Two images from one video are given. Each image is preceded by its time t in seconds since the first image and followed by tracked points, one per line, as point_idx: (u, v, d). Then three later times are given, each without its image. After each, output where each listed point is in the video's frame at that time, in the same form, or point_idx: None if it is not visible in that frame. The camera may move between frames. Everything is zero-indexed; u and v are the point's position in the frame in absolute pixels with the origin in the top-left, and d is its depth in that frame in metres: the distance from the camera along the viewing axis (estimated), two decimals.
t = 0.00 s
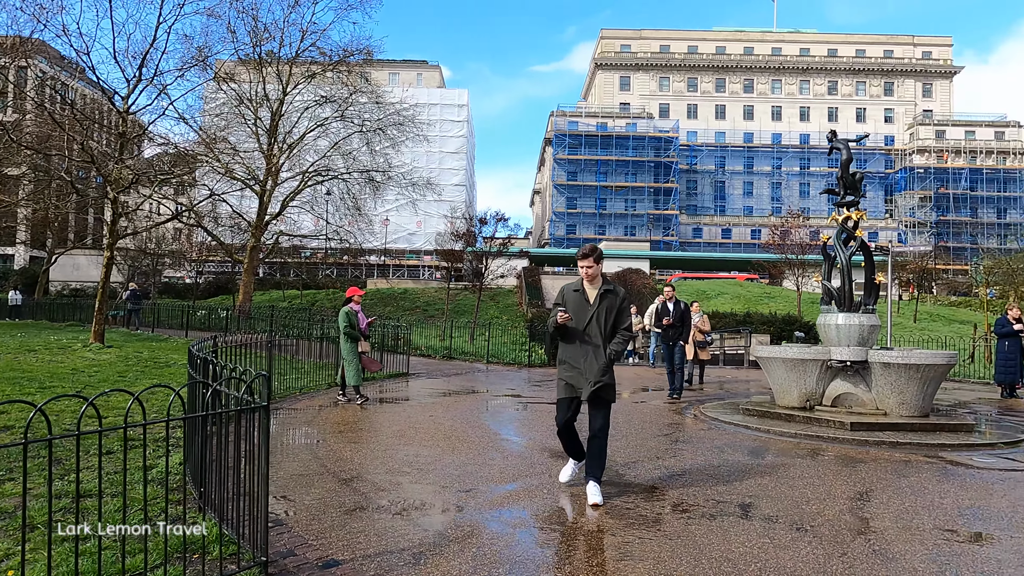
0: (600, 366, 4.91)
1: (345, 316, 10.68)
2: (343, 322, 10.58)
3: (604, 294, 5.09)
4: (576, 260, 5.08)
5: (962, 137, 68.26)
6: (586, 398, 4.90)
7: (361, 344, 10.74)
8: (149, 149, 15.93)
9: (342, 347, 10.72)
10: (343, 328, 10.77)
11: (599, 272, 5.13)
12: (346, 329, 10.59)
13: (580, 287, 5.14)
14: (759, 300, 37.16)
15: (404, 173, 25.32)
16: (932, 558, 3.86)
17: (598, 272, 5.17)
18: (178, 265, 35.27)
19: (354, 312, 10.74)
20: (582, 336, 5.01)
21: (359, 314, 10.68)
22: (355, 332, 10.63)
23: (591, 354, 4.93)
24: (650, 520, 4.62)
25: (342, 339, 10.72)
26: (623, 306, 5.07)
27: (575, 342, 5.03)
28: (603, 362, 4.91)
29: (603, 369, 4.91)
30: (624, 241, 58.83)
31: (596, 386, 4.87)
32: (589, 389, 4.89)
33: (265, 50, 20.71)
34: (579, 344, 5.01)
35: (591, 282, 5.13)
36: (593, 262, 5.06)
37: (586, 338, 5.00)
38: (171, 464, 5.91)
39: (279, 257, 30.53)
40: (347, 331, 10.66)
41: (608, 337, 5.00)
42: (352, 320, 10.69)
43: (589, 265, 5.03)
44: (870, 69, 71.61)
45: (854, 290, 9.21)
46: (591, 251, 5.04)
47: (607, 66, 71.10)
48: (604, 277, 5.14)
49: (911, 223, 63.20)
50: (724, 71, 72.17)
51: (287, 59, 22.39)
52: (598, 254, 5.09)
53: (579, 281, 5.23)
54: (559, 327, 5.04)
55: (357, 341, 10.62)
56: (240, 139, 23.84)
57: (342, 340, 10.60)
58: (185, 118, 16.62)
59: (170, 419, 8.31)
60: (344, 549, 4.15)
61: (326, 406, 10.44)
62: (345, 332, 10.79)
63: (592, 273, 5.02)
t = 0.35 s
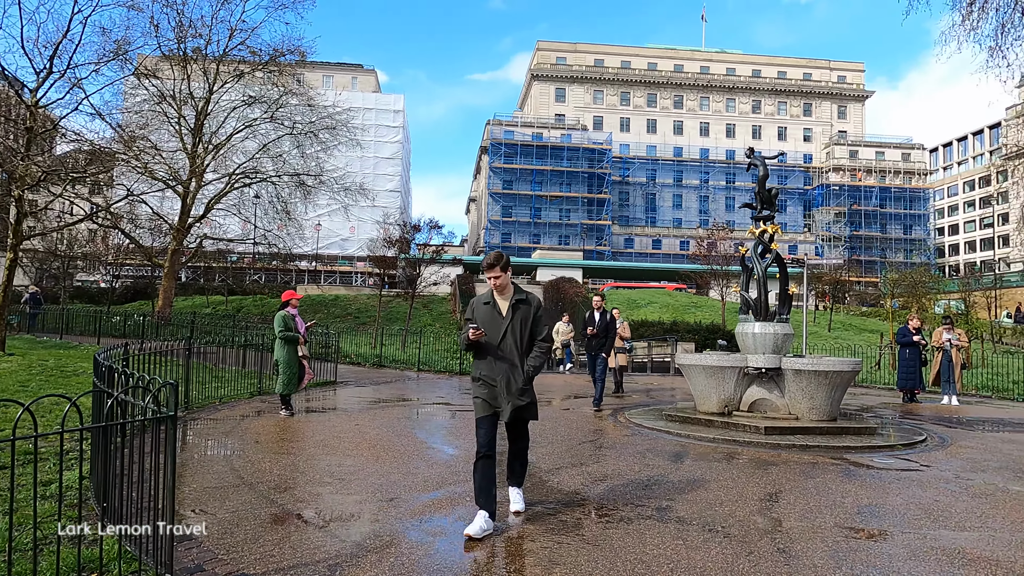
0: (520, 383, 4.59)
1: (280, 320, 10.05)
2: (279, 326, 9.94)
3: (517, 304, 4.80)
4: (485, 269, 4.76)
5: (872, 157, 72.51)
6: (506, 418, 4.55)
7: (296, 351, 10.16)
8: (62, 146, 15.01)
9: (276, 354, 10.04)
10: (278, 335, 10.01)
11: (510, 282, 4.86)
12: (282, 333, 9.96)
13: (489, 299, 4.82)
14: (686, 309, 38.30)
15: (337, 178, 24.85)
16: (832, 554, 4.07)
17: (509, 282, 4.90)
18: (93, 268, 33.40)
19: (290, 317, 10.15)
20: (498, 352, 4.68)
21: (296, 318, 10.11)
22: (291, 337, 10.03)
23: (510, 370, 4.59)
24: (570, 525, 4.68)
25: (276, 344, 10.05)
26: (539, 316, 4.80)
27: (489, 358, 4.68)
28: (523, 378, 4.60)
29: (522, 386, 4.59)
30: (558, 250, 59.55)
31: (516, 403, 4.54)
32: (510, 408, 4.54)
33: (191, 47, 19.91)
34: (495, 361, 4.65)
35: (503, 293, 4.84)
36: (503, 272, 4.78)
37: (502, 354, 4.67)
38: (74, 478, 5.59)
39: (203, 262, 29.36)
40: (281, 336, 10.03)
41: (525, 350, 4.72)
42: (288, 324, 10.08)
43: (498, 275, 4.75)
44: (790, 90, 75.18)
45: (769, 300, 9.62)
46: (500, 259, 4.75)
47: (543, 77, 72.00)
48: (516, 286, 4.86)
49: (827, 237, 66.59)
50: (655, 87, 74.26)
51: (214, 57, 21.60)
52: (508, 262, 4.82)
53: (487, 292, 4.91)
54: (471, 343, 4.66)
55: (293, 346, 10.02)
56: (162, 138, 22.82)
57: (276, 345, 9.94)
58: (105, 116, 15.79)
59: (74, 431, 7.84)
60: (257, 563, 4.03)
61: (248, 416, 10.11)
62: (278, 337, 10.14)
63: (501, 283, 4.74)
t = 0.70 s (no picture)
0: (455, 387, 4.28)
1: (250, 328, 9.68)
2: (251, 334, 9.57)
3: (457, 303, 4.50)
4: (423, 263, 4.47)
5: (822, 170, 74.84)
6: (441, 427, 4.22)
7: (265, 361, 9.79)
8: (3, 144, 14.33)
9: (245, 363, 9.61)
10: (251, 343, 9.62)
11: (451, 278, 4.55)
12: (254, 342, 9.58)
13: (428, 295, 4.52)
14: (642, 316, 38.82)
15: (294, 182, 24.46)
16: (772, 554, 4.21)
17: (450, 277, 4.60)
18: (35, 272, 32.11)
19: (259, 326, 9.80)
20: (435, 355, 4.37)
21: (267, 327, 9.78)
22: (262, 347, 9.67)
23: (445, 374, 4.30)
24: (520, 530, 4.70)
25: (245, 353, 9.63)
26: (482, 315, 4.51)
27: (426, 362, 4.39)
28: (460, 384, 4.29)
29: (459, 391, 4.28)
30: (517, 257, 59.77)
31: (453, 412, 4.21)
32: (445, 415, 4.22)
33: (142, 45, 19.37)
34: (432, 364, 4.37)
35: (443, 290, 4.54)
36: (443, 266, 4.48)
37: (440, 355, 4.37)
38: (8, 490, 5.37)
39: (153, 266, 28.50)
40: (253, 345, 9.64)
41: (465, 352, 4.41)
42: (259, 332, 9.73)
43: (437, 269, 4.45)
44: (744, 103, 77.04)
45: (720, 307, 9.83)
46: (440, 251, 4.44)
47: (503, 84, 72.29)
48: (457, 282, 4.55)
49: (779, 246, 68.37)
50: (614, 97, 75.28)
51: (167, 55, 21.05)
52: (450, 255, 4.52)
53: (426, 288, 4.59)
54: (405, 344, 4.37)
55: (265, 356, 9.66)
56: (110, 138, 22.12)
57: (247, 354, 9.53)
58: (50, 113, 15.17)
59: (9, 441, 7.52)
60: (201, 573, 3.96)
61: (196, 424, 9.85)
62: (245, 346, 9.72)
63: (441, 277, 4.40)
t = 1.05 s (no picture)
0: (415, 402, 3.88)
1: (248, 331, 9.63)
2: (250, 337, 9.53)
3: (423, 307, 4.09)
4: (388, 262, 4.08)
5: (796, 176, 76.02)
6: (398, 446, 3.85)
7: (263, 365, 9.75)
8: None
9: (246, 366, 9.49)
10: (248, 347, 9.54)
11: (420, 279, 4.15)
12: (252, 344, 9.53)
13: (393, 298, 4.14)
14: (620, 320, 39.07)
15: (271, 184, 24.21)
16: (743, 555, 4.27)
17: (419, 279, 4.19)
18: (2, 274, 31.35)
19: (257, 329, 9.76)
20: (396, 365, 3.99)
21: (265, 330, 9.74)
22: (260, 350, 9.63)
23: (405, 386, 3.92)
24: (495, 534, 4.71)
25: (243, 357, 9.58)
26: (452, 322, 4.09)
27: (385, 370, 4.02)
28: (421, 400, 3.89)
29: (420, 406, 3.89)
30: (496, 261, 59.76)
31: (411, 429, 3.84)
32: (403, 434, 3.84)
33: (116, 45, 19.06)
34: (392, 375, 3.99)
35: (411, 293, 4.14)
36: (409, 267, 4.08)
37: (401, 365, 3.98)
38: None
39: (126, 268, 28.02)
40: (251, 347, 9.59)
41: (431, 363, 4.02)
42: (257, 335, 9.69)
43: (403, 270, 4.05)
44: (721, 110, 77.95)
45: (696, 312, 9.92)
46: (407, 250, 4.03)
47: (483, 88, 72.37)
48: (424, 285, 4.15)
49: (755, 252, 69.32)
50: (593, 103, 75.71)
51: (142, 55, 20.73)
52: (418, 254, 4.10)
53: (392, 290, 4.22)
54: (365, 351, 3.99)
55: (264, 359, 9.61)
56: (83, 138, 21.75)
57: (245, 357, 9.49)
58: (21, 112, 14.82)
59: None
60: None
61: (168, 429, 9.70)
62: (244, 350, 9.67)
63: (408, 279, 4.03)
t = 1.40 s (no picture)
0: (372, 418, 3.62)
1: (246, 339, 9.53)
2: (248, 345, 9.42)
3: (377, 312, 3.84)
4: (336, 264, 3.83)
5: (774, 182, 76.96)
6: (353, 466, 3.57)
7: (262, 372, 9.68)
8: None
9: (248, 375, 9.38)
10: (248, 355, 9.43)
11: (373, 281, 3.91)
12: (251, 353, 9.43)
13: (343, 303, 3.90)
14: (600, 324, 39.26)
15: (249, 187, 23.98)
16: (721, 558, 4.31)
17: (373, 281, 3.96)
18: None
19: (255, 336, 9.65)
20: (349, 376, 3.72)
21: (263, 338, 9.66)
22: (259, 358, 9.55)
23: (360, 398, 3.65)
24: (474, 539, 4.72)
25: (242, 365, 9.50)
26: (408, 327, 3.85)
27: (337, 383, 3.73)
28: (376, 415, 3.63)
29: (377, 421, 3.63)
30: (478, 265, 59.70)
31: (367, 447, 3.57)
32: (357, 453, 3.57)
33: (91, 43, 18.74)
34: (345, 388, 3.70)
35: (363, 298, 3.91)
36: (360, 268, 3.84)
37: (353, 377, 3.71)
38: None
39: (100, 271, 27.56)
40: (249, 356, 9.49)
41: (386, 373, 3.77)
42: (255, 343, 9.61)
43: (352, 271, 3.80)
44: (700, 116, 78.68)
45: (675, 316, 10.02)
46: (355, 249, 3.81)
47: (464, 92, 72.36)
48: (377, 286, 3.92)
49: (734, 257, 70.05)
50: (575, 107, 76.03)
51: (118, 55, 20.39)
52: (369, 255, 3.87)
53: (343, 294, 3.98)
54: (316, 362, 3.71)
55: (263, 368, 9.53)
56: (57, 139, 21.35)
57: (245, 367, 9.41)
58: None
59: None
60: None
61: (143, 435, 9.54)
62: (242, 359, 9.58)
63: (358, 280, 3.80)
